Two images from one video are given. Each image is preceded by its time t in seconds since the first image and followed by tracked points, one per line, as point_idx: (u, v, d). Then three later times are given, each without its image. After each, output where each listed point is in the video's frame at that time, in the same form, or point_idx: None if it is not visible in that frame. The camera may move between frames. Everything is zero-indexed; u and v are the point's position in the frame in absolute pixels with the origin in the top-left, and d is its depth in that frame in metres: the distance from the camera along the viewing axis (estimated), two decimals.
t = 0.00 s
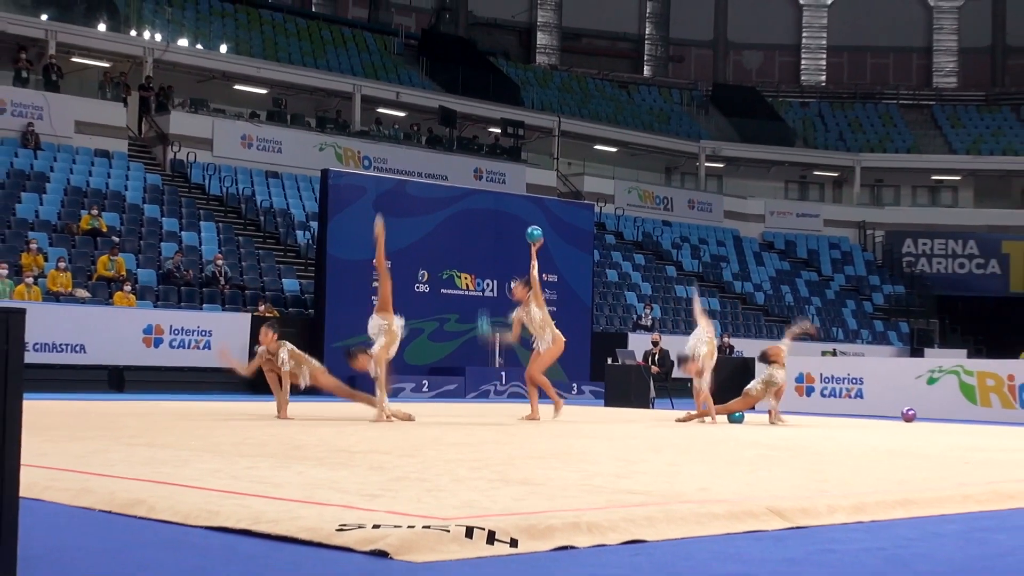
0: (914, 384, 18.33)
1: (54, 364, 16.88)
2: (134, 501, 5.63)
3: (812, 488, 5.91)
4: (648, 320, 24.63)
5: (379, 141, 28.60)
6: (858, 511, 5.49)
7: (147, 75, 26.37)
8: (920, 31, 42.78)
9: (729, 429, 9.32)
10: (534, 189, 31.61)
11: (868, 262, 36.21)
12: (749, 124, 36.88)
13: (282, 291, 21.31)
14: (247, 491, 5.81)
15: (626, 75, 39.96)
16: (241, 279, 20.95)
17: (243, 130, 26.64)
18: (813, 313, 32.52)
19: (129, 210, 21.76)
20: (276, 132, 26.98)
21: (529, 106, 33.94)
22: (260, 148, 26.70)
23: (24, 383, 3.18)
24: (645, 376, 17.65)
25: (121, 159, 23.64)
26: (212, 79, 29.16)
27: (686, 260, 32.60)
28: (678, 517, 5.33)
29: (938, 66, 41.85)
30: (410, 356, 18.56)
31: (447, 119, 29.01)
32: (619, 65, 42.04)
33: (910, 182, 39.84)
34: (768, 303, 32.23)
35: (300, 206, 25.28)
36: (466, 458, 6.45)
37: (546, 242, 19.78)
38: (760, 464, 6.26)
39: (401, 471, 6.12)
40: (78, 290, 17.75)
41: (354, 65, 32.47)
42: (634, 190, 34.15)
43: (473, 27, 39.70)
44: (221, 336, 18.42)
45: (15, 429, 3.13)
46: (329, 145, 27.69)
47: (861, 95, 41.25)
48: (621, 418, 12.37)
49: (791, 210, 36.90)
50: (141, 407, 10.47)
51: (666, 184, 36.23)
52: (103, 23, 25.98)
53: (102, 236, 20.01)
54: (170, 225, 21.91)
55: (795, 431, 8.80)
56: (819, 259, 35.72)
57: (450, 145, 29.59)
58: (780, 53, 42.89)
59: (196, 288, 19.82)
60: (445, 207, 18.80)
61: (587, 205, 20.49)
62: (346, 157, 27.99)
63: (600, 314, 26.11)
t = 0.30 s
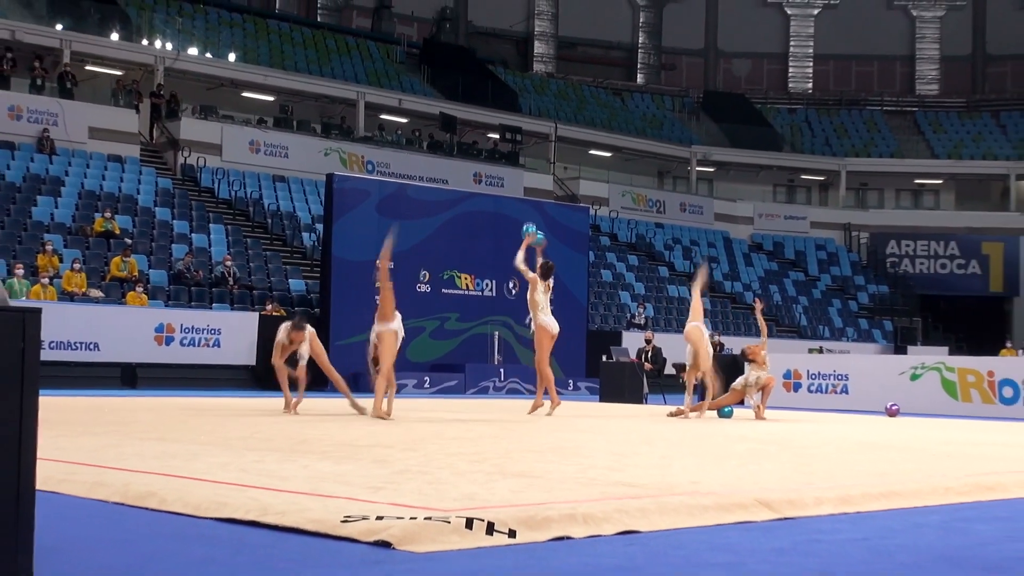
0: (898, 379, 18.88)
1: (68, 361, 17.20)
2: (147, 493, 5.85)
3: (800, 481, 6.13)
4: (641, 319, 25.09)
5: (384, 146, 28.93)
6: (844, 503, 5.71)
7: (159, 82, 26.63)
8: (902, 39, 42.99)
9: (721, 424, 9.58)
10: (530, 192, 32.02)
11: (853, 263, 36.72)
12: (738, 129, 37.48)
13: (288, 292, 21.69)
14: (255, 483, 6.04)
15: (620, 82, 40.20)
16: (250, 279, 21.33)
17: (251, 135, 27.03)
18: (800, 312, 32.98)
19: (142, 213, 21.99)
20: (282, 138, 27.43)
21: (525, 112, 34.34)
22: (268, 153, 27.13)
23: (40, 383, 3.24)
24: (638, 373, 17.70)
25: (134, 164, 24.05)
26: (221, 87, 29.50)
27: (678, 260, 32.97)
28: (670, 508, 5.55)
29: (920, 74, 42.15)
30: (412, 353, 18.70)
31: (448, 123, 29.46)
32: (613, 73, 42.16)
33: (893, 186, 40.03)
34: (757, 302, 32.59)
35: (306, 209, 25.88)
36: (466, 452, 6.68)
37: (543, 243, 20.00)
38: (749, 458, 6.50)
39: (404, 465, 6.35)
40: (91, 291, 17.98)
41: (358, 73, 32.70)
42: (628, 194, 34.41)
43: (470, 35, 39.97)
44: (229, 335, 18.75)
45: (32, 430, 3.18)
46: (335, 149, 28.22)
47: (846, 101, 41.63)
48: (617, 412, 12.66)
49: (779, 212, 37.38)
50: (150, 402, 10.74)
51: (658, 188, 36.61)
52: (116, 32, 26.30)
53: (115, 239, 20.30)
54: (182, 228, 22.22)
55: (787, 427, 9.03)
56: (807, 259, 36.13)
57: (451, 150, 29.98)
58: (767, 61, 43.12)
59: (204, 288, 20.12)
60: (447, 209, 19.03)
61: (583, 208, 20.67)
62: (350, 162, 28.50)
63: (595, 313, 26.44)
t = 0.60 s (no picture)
0: (881, 376, 19.18)
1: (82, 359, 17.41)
2: (158, 485, 6.09)
3: (787, 475, 6.38)
4: (634, 318, 25.42)
5: (386, 151, 29.21)
6: (829, 496, 5.94)
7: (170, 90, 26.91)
8: (885, 48, 43.37)
9: (711, 421, 9.85)
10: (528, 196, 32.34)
11: (838, 264, 37.10)
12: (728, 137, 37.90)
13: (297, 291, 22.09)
14: (262, 476, 6.27)
15: (613, 90, 40.45)
16: (258, 280, 21.68)
17: (258, 141, 27.34)
18: (787, 311, 33.37)
19: (153, 215, 22.43)
20: (289, 144, 27.71)
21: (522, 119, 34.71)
22: (275, 159, 27.43)
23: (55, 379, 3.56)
24: (632, 371, 17.99)
25: (147, 169, 24.37)
26: (230, 94, 29.81)
27: (670, 261, 33.31)
28: (662, 499, 5.77)
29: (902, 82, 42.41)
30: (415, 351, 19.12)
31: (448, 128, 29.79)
32: (607, 82, 42.47)
33: (877, 190, 40.41)
34: (745, 301, 32.83)
35: (312, 213, 26.34)
36: (466, 446, 6.93)
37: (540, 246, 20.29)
38: (739, 453, 6.78)
39: (405, 458, 6.60)
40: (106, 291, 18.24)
41: (361, 82, 33.02)
42: (622, 198, 34.69)
43: (470, 45, 40.27)
44: (238, 333, 19.17)
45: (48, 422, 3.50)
46: (339, 155, 28.47)
47: (832, 109, 41.98)
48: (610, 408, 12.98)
49: (766, 215, 37.85)
50: (158, 398, 11.02)
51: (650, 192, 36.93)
52: (129, 42, 26.58)
53: (127, 241, 20.63)
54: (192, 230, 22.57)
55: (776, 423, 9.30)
56: (793, 261, 36.52)
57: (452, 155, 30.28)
58: (756, 70, 43.31)
59: (214, 288, 20.34)
60: (448, 213, 19.26)
61: (578, 211, 20.95)
62: (355, 166, 28.66)
63: (589, 311, 26.73)
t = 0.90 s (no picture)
0: (865, 373, 19.47)
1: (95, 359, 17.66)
2: (169, 480, 6.31)
3: (776, 469, 6.61)
4: (628, 318, 25.72)
5: (387, 157, 29.49)
6: (815, 489, 6.17)
7: (181, 99, 27.32)
8: (872, 57, 43.75)
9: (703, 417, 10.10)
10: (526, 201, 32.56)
11: (825, 266, 36.99)
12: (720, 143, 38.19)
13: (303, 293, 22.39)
14: (269, 471, 6.51)
15: (607, 97, 40.68)
16: (265, 281, 21.99)
17: (265, 147, 27.64)
18: (775, 310, 33.65)
19: (164, 219, 22.75)
20: (296, 150, 28.04)
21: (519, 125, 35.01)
22: (282, 164, 27.79)
23: (68, 376, 3.63)
24: (626, 369, 18.23)
25: (158, 175, 24.60)
26: (239, 103, 30.11)
27: (662, 264, 33.60)
28: (655, 493, 5.99)
29: (888, 90, 42.65)
30: (416, 349, 19.39)
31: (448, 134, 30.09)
32: (601, 90, 42.74)
33: (863, 195, 40.77)
34: (735, 302, 33.04)
35: (318, 215, 26.49)
36: (466, 441, 7.18)
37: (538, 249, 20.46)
38: (730, 448, 7.03)
39: (407, 454, 6.84)
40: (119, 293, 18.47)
41: (365, 90, 33.26)
42: (615, 202, 35.05)
43: (469, 56, 40.56)
44: (247, 332, 19.41)
45: (64, 420, 3.58)
46: (343, 161, 28.75)
47: (820, 116, 42.25)
48: (607, 403, 13.25)
49: (755, 219, 38.19)
50: (167, 395, 11.27)
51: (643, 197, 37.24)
52: (140, 51, 26.84)
53: (140, 244, 20.91)
54: (201, 234, 22.86)
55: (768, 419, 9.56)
56: (782, 263, 36.83)
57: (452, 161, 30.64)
58: (745, 78, 43.68)
59: (223, 289, 20.65)
60: (449, 216, 19.52)
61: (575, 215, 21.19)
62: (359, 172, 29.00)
63: (584, 312, 27.00)
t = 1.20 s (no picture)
0: (864, 373, 19.46)
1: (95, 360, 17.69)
2: (169, 482, 6.31)
3: (775, 469, 6.62)
4: (627, 319, 25.75)
5: (387, 159, 29.52)
6: (814, 488, 6.18)
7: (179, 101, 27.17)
8: (870, 57, 43.76)
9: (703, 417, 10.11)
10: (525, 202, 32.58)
11: (823, 265, 37.19)
12: (717, 143, 38.20)
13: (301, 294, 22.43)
14: (269, 472, 6.51)
15: (605, 98, 40.74)
16: (264, 283, 22.00)
17: (264, 149, 27.60)
18: (773, 309, 33.70)
19: (164, 221, 22.69)
20: (295, 152, 28.03)
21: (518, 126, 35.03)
22: (281, 165, 27.75)
23: (68, 379, 3.63)
24: (626, 369, 18.26)
25: (157, 176, 24.65)
26: (237, 104, 30.09)
27: (661, 264, 33.65)
28: (655, 493, 6.01)
29: (885, 90, 42.71)
30: (416, 350, 19.21)
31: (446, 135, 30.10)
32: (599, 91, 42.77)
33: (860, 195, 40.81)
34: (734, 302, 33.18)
35: (318, 217, 26.53)
36: (465, 441, 7.19)
37: (536, 249, 20.53)
38: (729, 448, 7.06)
39: (407, 454, 6.85)
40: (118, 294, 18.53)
41: (364, 92, 33.33)
42: (613, 202, 35.06)
43: (468, 56, 40.60)
44: (246, 333, 19.45)
45: (63, 423, 3.58)
46: (343, 162, 28.79)
47: (817, 116, 42.26)
48: (606, 404, 13.28)
49: (753, 219, 38.16)
50: (167, 396, 11.29)
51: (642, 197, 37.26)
52: (140, 53, 26.87)
53: (139, 245, 20.93)
54: (201, 236, 22.89)
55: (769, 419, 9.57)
56: (780, 263, 36.83)
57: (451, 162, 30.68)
58: (742, 79, 43.70)
59: (222, 290, 20.68)
60: (448, 217, 19.50)
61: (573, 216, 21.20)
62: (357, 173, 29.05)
63: (584, 312, 27.07)
